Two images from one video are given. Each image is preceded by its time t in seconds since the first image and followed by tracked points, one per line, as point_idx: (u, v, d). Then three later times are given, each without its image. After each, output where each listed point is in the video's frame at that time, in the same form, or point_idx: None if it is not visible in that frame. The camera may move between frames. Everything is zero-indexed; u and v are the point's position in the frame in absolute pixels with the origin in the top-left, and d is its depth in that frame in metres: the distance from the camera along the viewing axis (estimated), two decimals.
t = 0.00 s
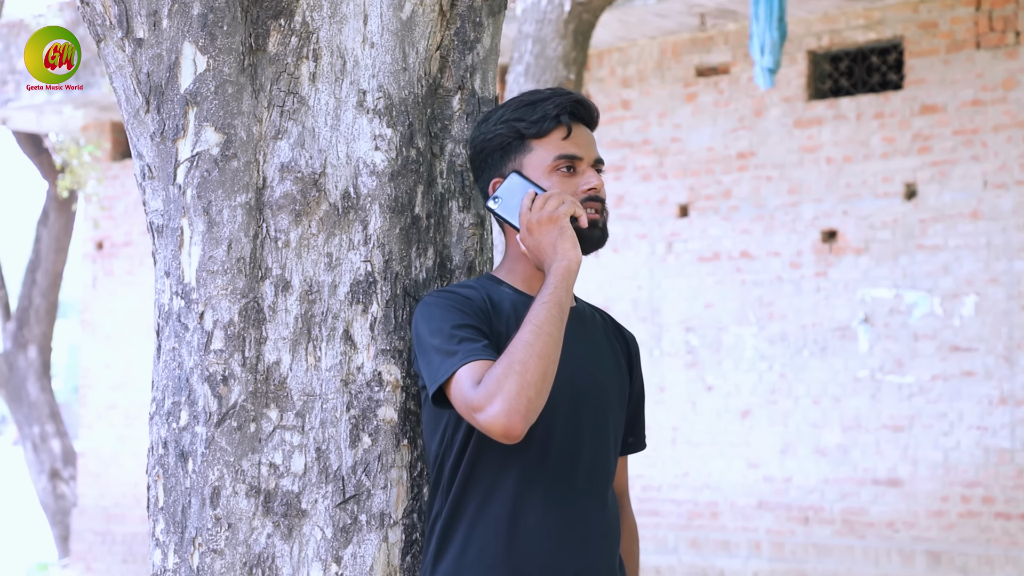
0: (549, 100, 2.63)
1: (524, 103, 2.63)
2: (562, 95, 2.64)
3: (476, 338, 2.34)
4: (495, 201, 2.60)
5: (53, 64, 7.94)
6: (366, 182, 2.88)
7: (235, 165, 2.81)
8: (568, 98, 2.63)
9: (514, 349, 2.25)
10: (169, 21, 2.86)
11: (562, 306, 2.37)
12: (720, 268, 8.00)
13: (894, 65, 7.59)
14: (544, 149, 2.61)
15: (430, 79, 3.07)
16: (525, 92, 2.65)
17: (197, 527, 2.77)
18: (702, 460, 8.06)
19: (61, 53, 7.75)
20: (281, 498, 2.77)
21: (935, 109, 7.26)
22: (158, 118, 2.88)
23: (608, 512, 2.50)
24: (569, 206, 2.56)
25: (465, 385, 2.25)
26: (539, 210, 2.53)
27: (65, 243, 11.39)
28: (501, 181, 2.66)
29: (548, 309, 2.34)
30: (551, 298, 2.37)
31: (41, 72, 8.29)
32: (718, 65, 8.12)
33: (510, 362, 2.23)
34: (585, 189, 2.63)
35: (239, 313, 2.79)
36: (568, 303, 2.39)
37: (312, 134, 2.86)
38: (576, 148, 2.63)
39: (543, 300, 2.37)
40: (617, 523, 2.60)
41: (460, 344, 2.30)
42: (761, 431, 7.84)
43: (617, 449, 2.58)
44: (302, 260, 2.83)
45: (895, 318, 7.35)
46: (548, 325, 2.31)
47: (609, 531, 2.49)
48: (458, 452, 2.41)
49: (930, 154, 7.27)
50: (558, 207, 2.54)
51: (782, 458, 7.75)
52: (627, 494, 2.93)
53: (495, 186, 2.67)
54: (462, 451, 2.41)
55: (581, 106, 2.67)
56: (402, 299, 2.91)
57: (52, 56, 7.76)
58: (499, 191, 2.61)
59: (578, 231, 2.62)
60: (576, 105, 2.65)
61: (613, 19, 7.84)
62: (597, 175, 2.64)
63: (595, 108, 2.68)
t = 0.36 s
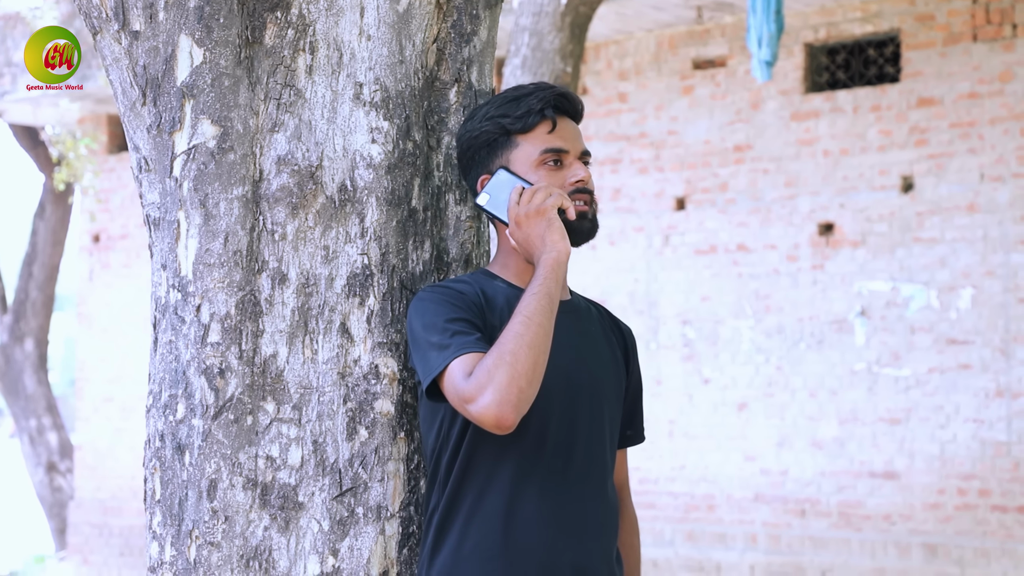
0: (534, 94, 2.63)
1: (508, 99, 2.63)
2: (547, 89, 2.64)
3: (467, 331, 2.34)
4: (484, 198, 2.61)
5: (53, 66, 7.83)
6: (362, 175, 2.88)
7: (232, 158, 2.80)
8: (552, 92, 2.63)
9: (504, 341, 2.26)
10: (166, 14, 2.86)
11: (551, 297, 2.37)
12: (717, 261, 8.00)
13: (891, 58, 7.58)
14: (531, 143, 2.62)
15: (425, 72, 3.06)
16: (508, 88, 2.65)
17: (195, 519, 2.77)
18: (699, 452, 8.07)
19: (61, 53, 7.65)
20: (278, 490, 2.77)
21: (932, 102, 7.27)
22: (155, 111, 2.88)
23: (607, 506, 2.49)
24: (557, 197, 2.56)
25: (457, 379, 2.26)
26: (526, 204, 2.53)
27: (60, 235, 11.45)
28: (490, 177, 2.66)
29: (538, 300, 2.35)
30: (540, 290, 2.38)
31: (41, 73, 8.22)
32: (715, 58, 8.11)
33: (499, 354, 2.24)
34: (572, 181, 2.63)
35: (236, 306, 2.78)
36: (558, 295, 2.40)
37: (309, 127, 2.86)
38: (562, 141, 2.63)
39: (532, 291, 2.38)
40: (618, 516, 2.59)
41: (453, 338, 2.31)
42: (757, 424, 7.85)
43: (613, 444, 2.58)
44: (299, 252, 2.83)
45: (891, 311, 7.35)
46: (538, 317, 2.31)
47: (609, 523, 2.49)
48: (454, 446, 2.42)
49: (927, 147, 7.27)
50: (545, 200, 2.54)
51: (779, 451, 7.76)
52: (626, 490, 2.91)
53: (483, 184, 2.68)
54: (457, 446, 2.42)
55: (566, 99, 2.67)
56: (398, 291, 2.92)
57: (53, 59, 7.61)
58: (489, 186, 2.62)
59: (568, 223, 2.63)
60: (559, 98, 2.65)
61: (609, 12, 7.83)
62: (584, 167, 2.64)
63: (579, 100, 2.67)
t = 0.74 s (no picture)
0: (530, 55, 2.61)
1: (504, 61, 2.62)
2: (543, 51, 2.62)
3: (461, 290, 2.32)
4: (481, 160, 2.59)
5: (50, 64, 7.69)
6: (361, 136, 2.71)
7: (229, 119, 2.63)
8: (548, 53, 2.61)
9: (497, 297, 2.24)
10: None
11: (544, 257, 2.35)
12: (716, 224, 7.99)
13: (892, 19, 7.61)
14: (526, 104, 2.60)
15: (426, 32, 2.90)
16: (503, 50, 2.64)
17: (194, 480, 2.62)
18: (697, 414, 8.08)
19: (62, 53, 7.54)
20: (279, 453, 2.62)
21: (933, 62, 7.29)
22: (153, 71, 2.73)
23: (602, 468, 2.46)
24: (551, 158, 2.55)
25: (449, 337, 2.25)
26: (520, 164, 2.51)
27: (59, 196, 11.56)
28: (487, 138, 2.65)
29: (531, 260, 2.33)
30: (533, 249, 2.36)
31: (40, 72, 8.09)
32: (715, 19, 8.08)
33: (491, 311, 2.22)
34: (568, 143, 2.62)
35: (235, 267, 2.62)
36: (551, 255, 2.38)
37: (307, 87, 2.69)
38: (558, 103, 2.62)
39: (525, 251, 2.36)
40: (614, 479, 2.56)
41: (447, 297, 2.29)
42: (755, 385, 7.86)
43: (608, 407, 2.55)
44: (298, 215, 2.66)
45: (891, 273, 7.38)
46: (531, 275, 2.29)
47: (604, 486, 2.46)
48: (450, 408, 2.37)
49: (927, 108, 7.30)
50: (539, 160, 2.53)
51: (777, 412, 7.78)
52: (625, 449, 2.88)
53: (479, 146, 2.66)
54: (453, 408, 2.38)
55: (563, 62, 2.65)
56: (398, 254, 2.76)
57: (52, 57, 7.51)
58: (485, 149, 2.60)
59: (564, 185, 2.61)
60: (557, 60, 2.63)
61: None
62: (580, 129, 2.63)
63: (576, 62, 2.66)
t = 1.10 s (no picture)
0: (529, 54, 2.61)
1: (504, 60, 2.62)
2: (542, 50, 2.61)
3: (456, 289, 2.32)
4: (478, 159, 2.59)
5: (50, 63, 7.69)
6: (361, 134, 2.71)
7: (229, 117, 2.63)
8: (547, 51, 2.61)
9: (490, 296, 2.24)
10: None
11: (538, 257, 2.34)
12: (715, 221, 7.99)
13: (891, 16, 7.62)
14: (524, 103, 2.60)
15: (425, 30, 2.90)
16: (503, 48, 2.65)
17: (193, 478, 2.62)
18: (697, 412, 8.08)
19: (61, 53, 7.53)
20: (278, 451, 2.62)
21: (932, 59, 7.29)
22: (152, 69, 2.72)
23: (597, 466, 2.46)
24: (547, 156, 2.54)
25: (442, 335, 2.25)
26: (516, 163, 2.51)
27: (58, 193, 11.58)
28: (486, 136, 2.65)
29: (524, 259, 2.32)
30: (527, 249, 2.35)
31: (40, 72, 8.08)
32: (714, 16, 8.09)
33: (483, 309, 2.22)
34: (566, 142, 2.61)
35: (235, 264, 2.62)
36: (544, 255, 2.37)
37: (307, 85, 2.69)
38: (556, 102, 2.61)
39: (518, 251, 2.36)
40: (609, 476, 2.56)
41: (442, 295, 2.29)
42: (755, 383, 7.86)
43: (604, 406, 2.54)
44: (298, 212, 2.66)
45: (890, 270, 7.38)
46: (525, 275, 2.29)
47: (599, 484, 2.45)
48: (446, 405, 2.37)
49: (926, 105, 7.30)
50: (535, 159, 2.52)
51: (777, 409, 7.78)
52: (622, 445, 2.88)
53: (478, 144, 2.66)
54: (449, 406, 2.37)
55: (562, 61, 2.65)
56: (397, 252, 2.76)
57: (52, 56, 7.50)
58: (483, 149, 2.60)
59: (561, 184, 2.60)
60: (555, 58, 2.63)
61: None
62: (578, 128, 2.62)
63: (576, 61, 2.65)
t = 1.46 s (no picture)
0: (538, 56, 2.59)
1: (513, 59, 2.60)
2: (551, 52, 2.59)
3: (445, 296, 2.32)
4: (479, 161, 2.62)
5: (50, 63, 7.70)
6: (360, 135, 2.71)
7: (229, 117, 2.63)
8: (556, 56, 2.58)
9: (471, 312, 2.22)
10: None
11: (523, 272, 2.32)
12: (715, 221, 7.99)
13: (890, 16, 7.63)
14: (527, 108, 2.59)
15: (425, 30, 2.89)
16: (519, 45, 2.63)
17: (193, 479, 2.61)
18: (697, 412, 8.08)
19: (62, 53, 7.54)
20: (277, 451, 2.62)
21: (931, 60, 7.29)
22: (152, 69, 2.72)
23: (593, 468, 2.44)
24: (541, 163, 2.52)
25: (426, 345, 2.26)
26: (510, 170, 2.51)
27: (58, 194, 11.59)
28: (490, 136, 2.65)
29: (507, 274, 2.29)
30: (511, 263, 2.33)
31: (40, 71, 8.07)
32: (714, 17, 8.09)
33: (463, 325, 2.22)
34: (566, 150, 2.59)
35: (234, 265, 2.62)
36: (530, 270, 2.34)
37: (307, 86, 2.69)
38: (560, 108, 2.59)
39: (504, 263, 2.34)
40: (608, 477, 2.54)
41: (430, 303, 2.30)
42: (755, 383, 7.86)
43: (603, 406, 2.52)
44: (297, 212, 2.66)
45: (890, 270, 7.38)
46: (508, 290, 2.26)
47: (595, 486, 2.44)
48: (441, 406, 2.37)
49: (926, 106, 7.30)
50: (528, 167, 2.51)
51: (777, 410, 7.78)
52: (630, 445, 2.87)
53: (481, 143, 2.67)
54: (445, 407, 2.37)
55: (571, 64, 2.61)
56: (397, 252, 2.76)
57: (52, 57, 7.50)
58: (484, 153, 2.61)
59: (557, 192, 2.59)
60: (565, 62, 2.60)
61: None
62: (580, 137, 2.59)
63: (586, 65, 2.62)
